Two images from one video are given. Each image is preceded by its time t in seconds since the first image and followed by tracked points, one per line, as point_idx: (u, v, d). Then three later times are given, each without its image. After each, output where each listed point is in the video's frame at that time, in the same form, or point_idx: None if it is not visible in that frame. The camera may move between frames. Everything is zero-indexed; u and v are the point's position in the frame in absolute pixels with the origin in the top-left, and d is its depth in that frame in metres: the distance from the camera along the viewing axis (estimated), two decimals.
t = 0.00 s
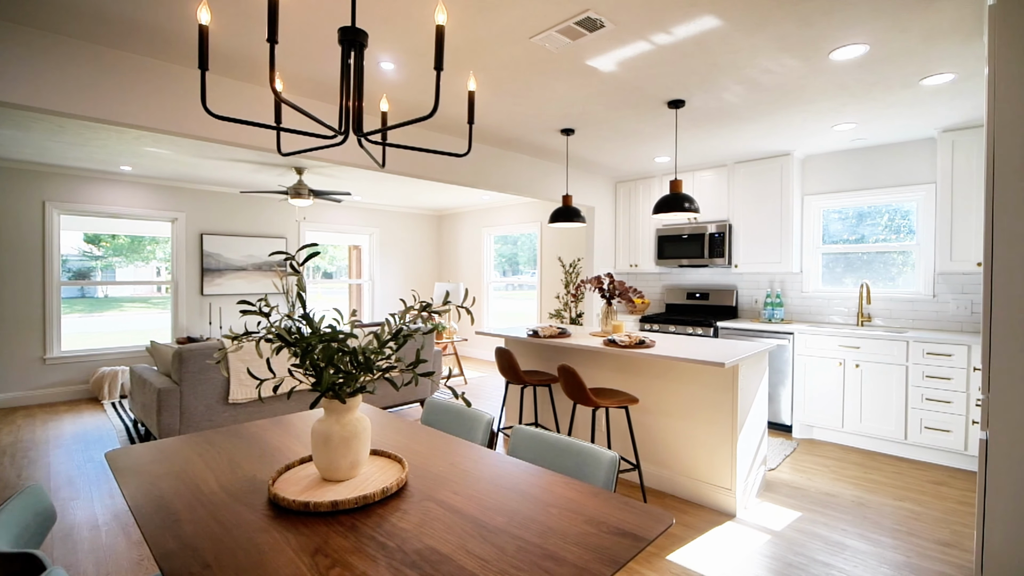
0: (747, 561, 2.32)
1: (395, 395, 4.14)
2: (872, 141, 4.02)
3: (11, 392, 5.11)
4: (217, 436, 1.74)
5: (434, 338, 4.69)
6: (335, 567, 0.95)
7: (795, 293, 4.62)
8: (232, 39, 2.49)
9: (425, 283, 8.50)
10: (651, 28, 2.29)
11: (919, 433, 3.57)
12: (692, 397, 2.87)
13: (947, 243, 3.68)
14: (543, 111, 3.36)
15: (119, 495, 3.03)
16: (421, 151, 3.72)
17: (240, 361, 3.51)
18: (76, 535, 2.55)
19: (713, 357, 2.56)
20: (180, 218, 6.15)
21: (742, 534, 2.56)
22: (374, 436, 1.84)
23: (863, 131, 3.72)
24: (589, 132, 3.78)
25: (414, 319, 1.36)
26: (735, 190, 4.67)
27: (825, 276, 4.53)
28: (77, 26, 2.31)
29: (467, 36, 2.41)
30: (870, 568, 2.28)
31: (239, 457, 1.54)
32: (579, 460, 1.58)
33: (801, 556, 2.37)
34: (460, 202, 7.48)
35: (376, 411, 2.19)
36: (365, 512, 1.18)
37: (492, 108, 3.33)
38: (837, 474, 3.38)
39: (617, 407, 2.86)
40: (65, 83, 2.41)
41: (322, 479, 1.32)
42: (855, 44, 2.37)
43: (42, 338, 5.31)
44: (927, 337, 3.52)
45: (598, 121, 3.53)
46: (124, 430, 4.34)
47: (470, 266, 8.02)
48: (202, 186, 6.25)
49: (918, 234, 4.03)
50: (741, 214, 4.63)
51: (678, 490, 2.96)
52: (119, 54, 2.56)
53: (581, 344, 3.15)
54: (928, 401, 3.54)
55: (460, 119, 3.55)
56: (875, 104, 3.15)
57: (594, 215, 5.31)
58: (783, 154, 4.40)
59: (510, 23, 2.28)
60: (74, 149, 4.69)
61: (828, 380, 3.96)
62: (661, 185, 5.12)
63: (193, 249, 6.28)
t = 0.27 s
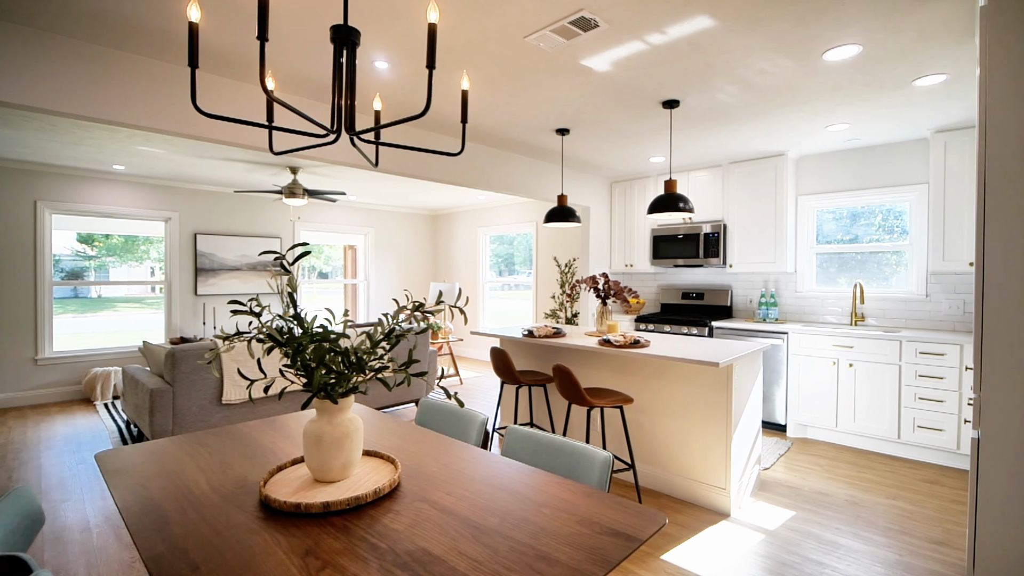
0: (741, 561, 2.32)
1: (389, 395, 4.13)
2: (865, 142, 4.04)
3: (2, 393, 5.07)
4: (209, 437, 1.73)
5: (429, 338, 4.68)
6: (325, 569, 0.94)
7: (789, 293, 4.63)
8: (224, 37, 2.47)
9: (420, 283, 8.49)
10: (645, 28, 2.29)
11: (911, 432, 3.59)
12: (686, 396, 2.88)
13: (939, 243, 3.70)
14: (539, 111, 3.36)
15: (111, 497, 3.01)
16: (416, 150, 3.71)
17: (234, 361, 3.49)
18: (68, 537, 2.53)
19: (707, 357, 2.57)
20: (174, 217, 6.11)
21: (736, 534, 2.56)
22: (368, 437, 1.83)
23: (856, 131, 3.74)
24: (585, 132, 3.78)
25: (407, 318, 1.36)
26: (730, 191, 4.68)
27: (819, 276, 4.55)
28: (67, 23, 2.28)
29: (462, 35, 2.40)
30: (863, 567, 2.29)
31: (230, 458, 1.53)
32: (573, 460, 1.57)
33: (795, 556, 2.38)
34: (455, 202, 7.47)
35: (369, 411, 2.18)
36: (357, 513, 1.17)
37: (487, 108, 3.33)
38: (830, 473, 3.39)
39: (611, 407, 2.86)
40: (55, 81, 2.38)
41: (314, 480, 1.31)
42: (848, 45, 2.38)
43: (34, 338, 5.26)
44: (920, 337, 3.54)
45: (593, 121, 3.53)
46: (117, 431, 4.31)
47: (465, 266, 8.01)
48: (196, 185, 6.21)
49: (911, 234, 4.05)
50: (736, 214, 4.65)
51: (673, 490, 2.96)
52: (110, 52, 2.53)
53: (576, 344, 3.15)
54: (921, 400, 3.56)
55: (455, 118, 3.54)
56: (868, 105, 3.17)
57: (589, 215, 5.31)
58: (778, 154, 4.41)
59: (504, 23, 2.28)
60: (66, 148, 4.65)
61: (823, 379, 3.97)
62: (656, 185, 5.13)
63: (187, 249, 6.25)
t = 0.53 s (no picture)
0: (735, 560, 2.32)
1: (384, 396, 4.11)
2: (859, 142, 4.06)
3: None
4: (200, 438, 1.71)
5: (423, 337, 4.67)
6: (315, 571, 0.94)
7: (783, 293, 4.65)
8: (217, 36, 2.45)
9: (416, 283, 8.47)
10: (640, 28, 2.29)
11: (905, 431, 3.61)
12: (681, 396, 2.88)
13: (932, 243, 3.73)
14: (534, 110, 3.35)
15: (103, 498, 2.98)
16: (411, 149, 3.70)
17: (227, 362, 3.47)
18: (58, 539, 2.51)
19: (702, 356, 2.57)
20: (167, 217, 6.07)
21: (730, 533, 2.56)
22: (361, 437, 1.82)
23: (849, 131, 3.76)
24: (580, 132, 3.78)
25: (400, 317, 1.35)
26: (724, 190, 4.69)
27: (813, 275, 4.56)
28: (57, 21, 2.26)
29: (456, 34, 2.39)
30: (857, 566, 2.30)
31: (221, 459, 1.51)
32: (567, 460, 1.57)
33: (789, 555, 2.38)
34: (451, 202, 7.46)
35: (362, 412, 2.17)
36: (348, 514, 1.16)
37: (482, 108, 3.32)
38: (824, 472, 3.40)
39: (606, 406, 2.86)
40: (45, 78, 2.35)
41: (305, 481, 1.31)
42: (841, 45, 2.39)
43: (25, 338, 5.22)
44: (913, 336, 3.56)
45: (588, 120, 3.53)
46: (109, 433, 4.28)
47: (461, 266, 8.00)
48: (190, 184, 6.18)
49: (904, 235, 4.07)
50: (730, 214, 4.66)
51: (668, 490, 2.96)
52: (101, 50, 2.50)
53: (571, 344, 3.14)
54: (914, 400, 3.58)
55: (450, 118, 3.53)
56: (862, 106, 3.18)
57: (584, 215, 5.31)
58: (772, 155, 4.43)
59: (499, 22, 2.27)
60: (58, 147, 4.61)
61: (817, 379, 3.99)
62: (651, 185, 5.14)
63: (181, 249, 6.21)
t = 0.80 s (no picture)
0: (729, 559, 2.33)
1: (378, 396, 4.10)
2: (852, 143, 4.08)
3: None
4: (191, 439, 1.70)
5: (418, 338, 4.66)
6: (304, 572, 0.93)
7: (777, 292, 4.66)
8: (209, 35, 2.44)
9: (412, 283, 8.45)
10: (634, 27, 2.29)
11: (898, 430, 3.62)
12: (675, 395, 2.88)
13: (925, 243, 3.75)
14: (528, 110, 3.35)
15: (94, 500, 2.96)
16: (405, 149, 3.69)
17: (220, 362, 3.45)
18: (48, 542, 2.48)
19: (696, 355, 2.57)
20: (161, 217, 6.03)
21: (724, 533, 2.57)
22: (353, 438, 1.81)
23: (843, 132, 3.77)
24: (575, 131, 3.78)
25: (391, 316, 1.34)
26: (719, 190, 4.70)
27: (807, 275, 4.58)
28: (47, 19, 2.23)
29: (450, 33, 2.38)
30: (850, 565, 2.30)
31: (211, 460, 1.50)
32: (560, 460, 1.56)
33: (783, 554, 2.39)
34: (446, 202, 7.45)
35: (355, 412, 2.16)
36: (338, 515, 1.16)
37: (477, 107, 3.31)
38: (818, 471, 3.41)
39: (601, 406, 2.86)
40: (34, 76, 2.32)
41: (296, 482, 1.30)
42: (834, 46, 2.39)
43: (16, 339, 5.17)
44: (906, 336, 3.58)
45: (582, 120, 3.53)
46: (101, 434, 4.25)
47: (456, 266, 7.99)
48: (183, 184, 6.14)
49: (898, 234, 4.09)
50: (725, 214, 4.67)
51: (662, 489, 2.96)
52: (92, 48, 2.48)
53: (566, 344, 3.14)
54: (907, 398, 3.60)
55: (444, 117, 3.52)
56: (856, 106, 3.19)
57: (580, 215, 5.31)
58: (766, 155, 4.44)
59: (492, 21, 2.27)
60: (50, 146, 4.57)
61: (811, 378, 4.00)
62: (646, 185, 5.14)
63: (174, 249, 6.17)
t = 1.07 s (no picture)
0: (723, 559, 2.32)
1: (372, 396, 4.08)
2: (845, 143, 4.09)
3: None
4: (180, 440, 1.68)
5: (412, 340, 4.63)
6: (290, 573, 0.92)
7: (771, 292, 4.68)
8: (201, 33, 2.42)
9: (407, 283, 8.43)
10: (627, 26, 2.28)
11: (891, 429, 3.64)
12: (669, 395, 2.88)
13: (917, 242, 3.77)
14: (522, 110, 3.34)
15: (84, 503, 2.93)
16: (399, 148, 3.68)
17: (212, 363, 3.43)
18: (36, 545, 2.46)
19: (690, 355, 2.57)
20: (154, 217, 5.99)
21: (718, 532, 2.57)
22: (344, 438, 1.80)
23: (836, 132, 3.79)
24: (569, 131, 3.78)
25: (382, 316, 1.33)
26: (713, 190, 4.71)
27: (800, 275, 4.59)
28: (35, 16, 2.21)
29: (442, 32, 2.37)
30: (843, 563, 2.31)
31: (201, 461, 1.49)
32: (552, 459, 1.56)
33: (776, 553, 2.39)
34: (441, 201, 7.44)
35: (348, 412, 2.15)
36: (327, 515, 1.15)
37: (471, 107, 3.30)
38: (811, 470, 3.42)
39: (595, 406, 2.85)
40: (21, 73, 2.29)
41: (284, 483, 1.30)
42: (827, 46, 2.40)
43: (7, 340, 5.13)
44: (898, 335, 3.59)
45: (577, 120, 3.53)
46: (92, 435, 4.21)
47: (452, 266, 7.97)
48: (177, 184, 6.10)
49: (890, 235, 4.11)
50: (719, 214, 4.68)
51: (656, 489, 2.96)
52: (81, 46, 2.45)
53: (560, 343, 3.13)
54: (899, 397, 3.61)
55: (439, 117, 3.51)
56: (849, 106, 3.21)
57: (575, 215, 5.31)
58: (760, 155, 4.45)
59: (485, 20, 2.26)
60: (41, 145, 4.54)
61: (804, 377, 4.01)
62: (641, 185, 5.15)
63: (168, 249, 6.13)
